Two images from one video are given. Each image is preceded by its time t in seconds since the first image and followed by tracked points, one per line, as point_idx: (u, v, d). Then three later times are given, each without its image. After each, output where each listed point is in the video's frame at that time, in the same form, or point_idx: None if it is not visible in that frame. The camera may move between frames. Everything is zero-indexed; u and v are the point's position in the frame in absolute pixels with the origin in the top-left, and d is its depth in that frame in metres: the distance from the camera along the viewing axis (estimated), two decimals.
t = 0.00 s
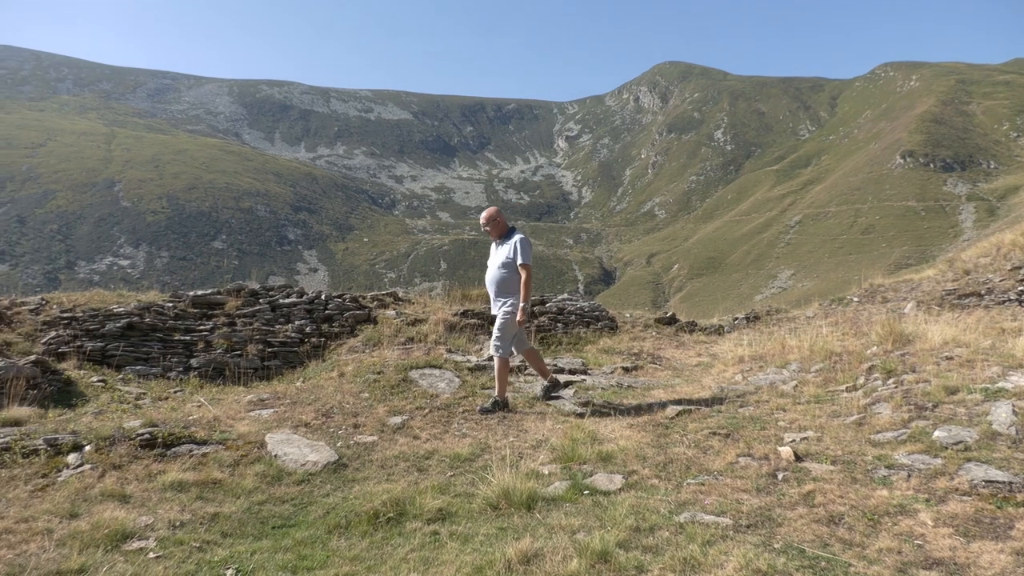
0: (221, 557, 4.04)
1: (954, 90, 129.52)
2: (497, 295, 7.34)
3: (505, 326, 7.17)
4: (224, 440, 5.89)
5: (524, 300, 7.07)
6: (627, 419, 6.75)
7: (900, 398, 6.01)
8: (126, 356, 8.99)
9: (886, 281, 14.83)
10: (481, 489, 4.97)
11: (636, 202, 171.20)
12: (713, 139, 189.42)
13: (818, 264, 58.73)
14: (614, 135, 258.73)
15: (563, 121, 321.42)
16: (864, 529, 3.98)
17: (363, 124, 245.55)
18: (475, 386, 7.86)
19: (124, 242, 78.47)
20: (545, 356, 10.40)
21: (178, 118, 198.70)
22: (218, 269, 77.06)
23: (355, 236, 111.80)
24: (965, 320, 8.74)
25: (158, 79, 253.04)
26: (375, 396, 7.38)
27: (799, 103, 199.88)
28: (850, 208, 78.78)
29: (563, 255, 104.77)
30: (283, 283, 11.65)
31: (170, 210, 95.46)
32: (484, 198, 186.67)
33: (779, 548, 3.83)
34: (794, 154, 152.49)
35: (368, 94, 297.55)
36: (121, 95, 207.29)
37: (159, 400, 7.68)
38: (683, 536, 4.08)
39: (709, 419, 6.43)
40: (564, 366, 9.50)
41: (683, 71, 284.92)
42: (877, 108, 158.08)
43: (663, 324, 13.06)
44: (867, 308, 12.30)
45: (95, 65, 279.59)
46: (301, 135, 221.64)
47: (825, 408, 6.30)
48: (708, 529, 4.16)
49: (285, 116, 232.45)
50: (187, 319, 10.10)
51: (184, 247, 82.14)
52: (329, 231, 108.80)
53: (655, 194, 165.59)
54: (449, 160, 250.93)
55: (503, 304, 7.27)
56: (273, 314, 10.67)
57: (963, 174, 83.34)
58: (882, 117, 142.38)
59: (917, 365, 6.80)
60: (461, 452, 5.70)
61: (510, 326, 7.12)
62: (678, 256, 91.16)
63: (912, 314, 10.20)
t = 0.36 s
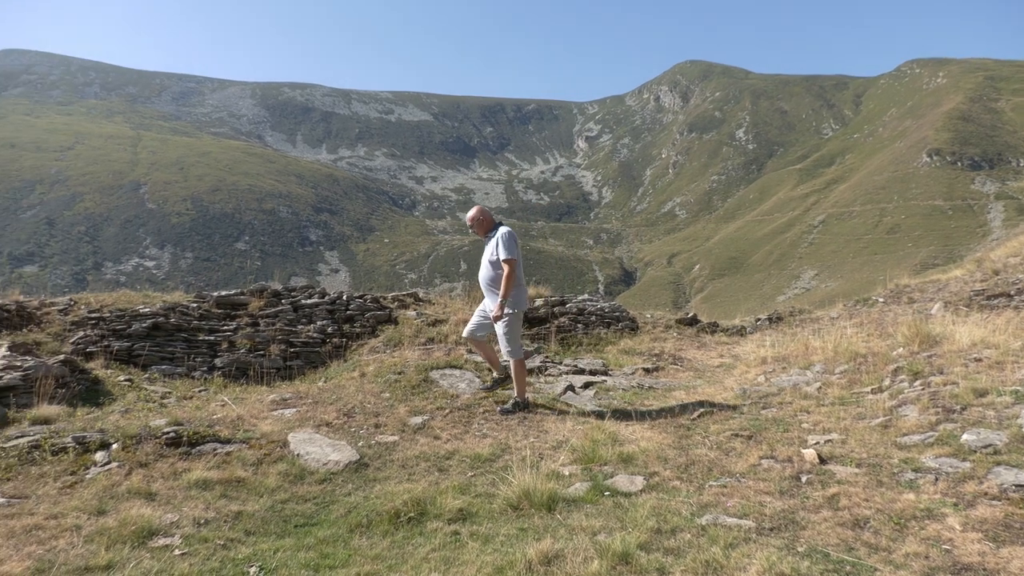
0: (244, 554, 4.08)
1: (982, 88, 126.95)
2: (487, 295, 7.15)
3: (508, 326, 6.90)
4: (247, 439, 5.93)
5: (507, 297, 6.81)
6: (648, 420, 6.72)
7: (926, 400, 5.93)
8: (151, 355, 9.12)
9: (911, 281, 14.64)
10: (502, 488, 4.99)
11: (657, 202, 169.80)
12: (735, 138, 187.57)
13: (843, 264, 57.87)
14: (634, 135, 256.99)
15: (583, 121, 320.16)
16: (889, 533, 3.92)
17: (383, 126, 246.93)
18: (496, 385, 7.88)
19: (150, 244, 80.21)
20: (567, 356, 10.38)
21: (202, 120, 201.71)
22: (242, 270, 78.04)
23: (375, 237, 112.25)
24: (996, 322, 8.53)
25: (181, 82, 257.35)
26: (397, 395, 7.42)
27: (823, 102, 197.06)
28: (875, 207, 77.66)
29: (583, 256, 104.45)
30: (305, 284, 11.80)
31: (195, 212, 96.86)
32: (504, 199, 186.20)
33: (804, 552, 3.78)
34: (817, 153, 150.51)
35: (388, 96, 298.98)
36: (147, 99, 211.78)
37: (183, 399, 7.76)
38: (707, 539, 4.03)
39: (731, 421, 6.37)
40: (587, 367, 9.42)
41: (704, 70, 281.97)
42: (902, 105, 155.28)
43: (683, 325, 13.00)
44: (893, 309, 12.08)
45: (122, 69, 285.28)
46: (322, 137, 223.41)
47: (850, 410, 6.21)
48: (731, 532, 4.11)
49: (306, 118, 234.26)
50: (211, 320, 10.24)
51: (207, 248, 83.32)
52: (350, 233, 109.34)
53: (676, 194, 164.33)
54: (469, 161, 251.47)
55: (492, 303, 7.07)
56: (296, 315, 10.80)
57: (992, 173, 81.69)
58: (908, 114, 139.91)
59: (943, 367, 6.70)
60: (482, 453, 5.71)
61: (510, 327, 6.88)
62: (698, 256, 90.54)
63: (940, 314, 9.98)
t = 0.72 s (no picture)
0: (261, 554, 4.10)
1: (1004, 84, 124.93)
2: (462, 297, 7.04)
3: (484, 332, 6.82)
4: (264, 438, 5.99)
5: (482, 301, 6.74)
6: (665, 421, 6.70)
7: (948, 401, 5.84)
8: (169, 355, 9.22)
9: (932, 282, 14.44)
10: (517, 489, 4.97)
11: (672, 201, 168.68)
12: (751, 137, 186.11)
13: (862, 263, 57.18)
14: (649, 135, 255.62)
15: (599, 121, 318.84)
16: (910, 536, 3.86)
17: (398, 126, 247.94)
18: (511, 386, 7.89)
19: (169, 244, 81.41)
20: (582, 356, 10.37)
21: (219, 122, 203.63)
22: (259, 270, 78.77)
23: (391, 237, 112.48)
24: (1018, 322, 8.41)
25: (199, 84, 260.44)
26: (412, 395, 7.44)
27: (841, 100, 194.87)
28: (894, 205, 76.65)
29: (598, 255, 104.18)
30: (321, 285, 11.87)
31: (212, 213, 97.76)
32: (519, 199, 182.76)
33: (821, 555, 3.75)
34: (835, 152, 148.84)
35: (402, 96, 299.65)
36: (165, 101, 215.05)
37: (202, 398, 7.86)
38: (723, 540, 4.02)
39: (748, 422, 6.32)
40: (601, 368, 9.42)
41: (720, 69, 279.52)
42: (922, 103, 153.01)
43: (700, 325, 12.92)
44: (912, 309, 11.94)
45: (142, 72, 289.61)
46: (338, 137, 224.36)
47: (868, 411, 6.16)
48: (749, 534, 4.08)
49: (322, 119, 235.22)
50: (229, 319, 10.33)
51: (225, 249, 84.23)
52: (366, 233, 109.49)
53: (692, 194, 163.25)
54: (484, 161, 251.58)
55: (467, 306, 6.96)
56: (312, 314, 10.88)
57: (1015, 171, 80.29)
58: (928, 112, 137.95)
59: (966, 368, 6.60)
60: (497, 452, 5.72)
61: (489, 331, 6.84)
62: (714, 257, 90.03)
63: (960, 315, 9.86)
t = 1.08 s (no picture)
0: (283, 550, 4.14)
1: None
2: (442, 289, 7.05)
3: (447, 323, 6.83)
4: (285, 437, 6.04)
5: (460, 291, 6.78)
6: (685, 421, 6.71)
7: (974, 403, 5.74)
8: (193, 354, 9.34)
9: (959, 282, 14.18)
10: (536, 489, 4.98)
11: (691, 201, 167.28)
12: (772, 136, 184.12)
13: (886, 263, 56.17)
14: (668, 133, 253.54)
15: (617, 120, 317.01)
16: (934, 540, 3.81)
17: (416, 127, 249.07)
18: (528, 387, 7.92)
19: (191, 245, 82.78)
20: (600, 357, 10.37)
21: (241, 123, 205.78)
22: (280, 271, 79.67)
23: (410, 237, 112.77)
24: None
25: (220, 86, 263.73)
26: (431, 395, 7.47)
27: (863, 97, 191.72)
28: (918, 205, 75.26)
29: (616, 255, 103.77)
30: (340, 285, 11.98)
31: (233, 214, 98.83)
32: (537, 198, 182.09)
33: (844, 558, 3.70)
34: (858, 150, 146.55)
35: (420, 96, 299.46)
36: (188, 103, 218.82)
37: (224, 398, 7.96)
38: (743, 542, 3.98)
39: (769, 423, 6.27)
40: (619, 368, 9.41)
41: (740, 67, 276.01)
42: (947, 100, 149.96)
43: (720, 326, 12.85)
44: (938, 310, 11.75)
45: (166, 76, 295.13)
46: (357, 138, 225.38)
47: (892, 413, 6.08)
48: (770, 536, 4.05)
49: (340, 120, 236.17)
50: (251, 319, 10.43)
51: (246, 250, 85.28)
52: (385, 234, 109.63)
53: (711, 193, 161.59)
54: (502, 161, 251.80)
55: (447, 295, 6.94)
56: (332, 314, 11.00)
57: None
58: (953, 110, 135.26)
59: (992, 369, 6.49)
60: (516, 452, 5.71)
61: (459, 323, 6.82)
62: (734, 256, 89.30)
63: (987, 316, 9.68)
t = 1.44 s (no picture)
0: (304, 548, 4.15)
1: None
2: (425, 297, 6.85)
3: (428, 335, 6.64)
4: (306, 434, 6.10)
5: (439, 303, 6.57)
6: (706, 422, 6.67)
7: (1003, 405, 5.62)
8: (215, 353, 9.44)
9: (985, 281, 13.91)
10: (556, 489, 4.97)
11: (711, 200, 165.50)
12: (793, 134, 181.94)
13: (910, 263, 55.01)
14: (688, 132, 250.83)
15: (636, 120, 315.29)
16: (962, 544, 3.73)
17: (435, 128, 249.97)
18: (549, 386, 7.91)
19: (213, 246, 84.28)
20: (620, 357, 10.34)
21: (261, 125, 208.14)
22: (300, 271, 80.58)
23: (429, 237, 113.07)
24: None
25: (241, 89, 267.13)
26: (451, 393, 7.51)
27: (886, 95, 188.17)
28: (943, 203, 73.65)
29: (635, 254, 103.19)
30: (361, 285, 12.10)
31: (254, 215, 99.92)
32: (556, 197, 180.59)
33: (869, 560, 3.65)
34: (881, 148, 143.99)
35: (438, 97, 300.26)
36: (211, 105, 222.53)
37: (247, 396, 8.05)
38: (765, 544, 3.93)
39: (791, 423, 6.22)
40: (640, 368, 9.36)
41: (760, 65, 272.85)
42: (974, 97, 146.61)
43: (740, 325, 12.77)
44: (964, 310, 11.51)
45: (191, 78, 300.48)
46: (376, 139, 226.38)
47: (917, 415, 5.98)
48: (792, 539, 3.99)
49: (358, 120, 238.03)
50: (272, 319, 10.55)
51: (268, 250, 86.37)
52: (404, 234, 109.82)
53: (732, 193, 160.13)
54: (521, 161, 251.24)
55: (428, 306, 6.75)
56: (352, 314, 11.12)
57: None
58: (980, 106, 132.29)
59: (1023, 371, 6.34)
60: (535, 453, 5.72)
61: (438, 334, 6.64)
62: (755, 256, 88.37)
63: (1015, 317, 9.46)
